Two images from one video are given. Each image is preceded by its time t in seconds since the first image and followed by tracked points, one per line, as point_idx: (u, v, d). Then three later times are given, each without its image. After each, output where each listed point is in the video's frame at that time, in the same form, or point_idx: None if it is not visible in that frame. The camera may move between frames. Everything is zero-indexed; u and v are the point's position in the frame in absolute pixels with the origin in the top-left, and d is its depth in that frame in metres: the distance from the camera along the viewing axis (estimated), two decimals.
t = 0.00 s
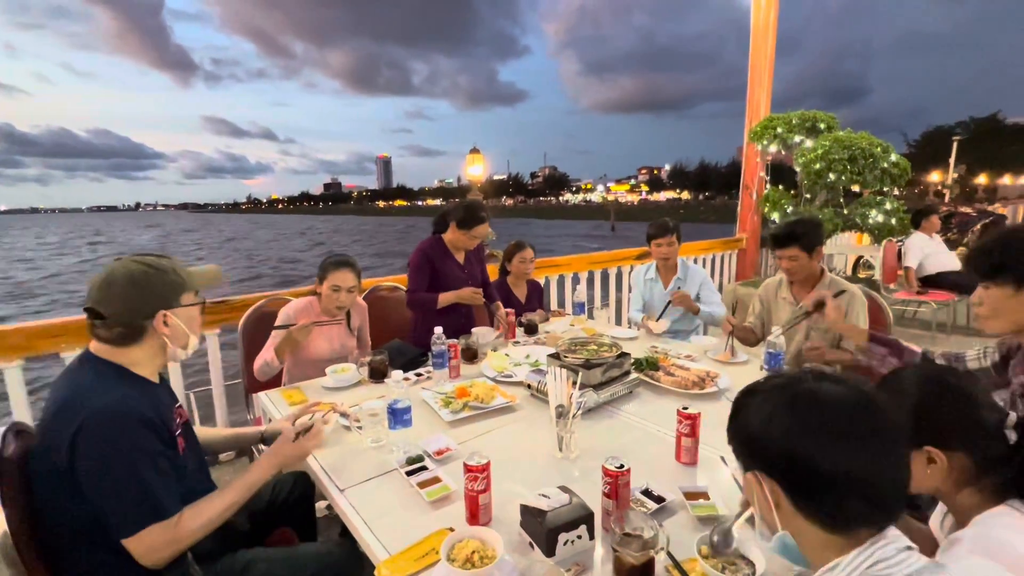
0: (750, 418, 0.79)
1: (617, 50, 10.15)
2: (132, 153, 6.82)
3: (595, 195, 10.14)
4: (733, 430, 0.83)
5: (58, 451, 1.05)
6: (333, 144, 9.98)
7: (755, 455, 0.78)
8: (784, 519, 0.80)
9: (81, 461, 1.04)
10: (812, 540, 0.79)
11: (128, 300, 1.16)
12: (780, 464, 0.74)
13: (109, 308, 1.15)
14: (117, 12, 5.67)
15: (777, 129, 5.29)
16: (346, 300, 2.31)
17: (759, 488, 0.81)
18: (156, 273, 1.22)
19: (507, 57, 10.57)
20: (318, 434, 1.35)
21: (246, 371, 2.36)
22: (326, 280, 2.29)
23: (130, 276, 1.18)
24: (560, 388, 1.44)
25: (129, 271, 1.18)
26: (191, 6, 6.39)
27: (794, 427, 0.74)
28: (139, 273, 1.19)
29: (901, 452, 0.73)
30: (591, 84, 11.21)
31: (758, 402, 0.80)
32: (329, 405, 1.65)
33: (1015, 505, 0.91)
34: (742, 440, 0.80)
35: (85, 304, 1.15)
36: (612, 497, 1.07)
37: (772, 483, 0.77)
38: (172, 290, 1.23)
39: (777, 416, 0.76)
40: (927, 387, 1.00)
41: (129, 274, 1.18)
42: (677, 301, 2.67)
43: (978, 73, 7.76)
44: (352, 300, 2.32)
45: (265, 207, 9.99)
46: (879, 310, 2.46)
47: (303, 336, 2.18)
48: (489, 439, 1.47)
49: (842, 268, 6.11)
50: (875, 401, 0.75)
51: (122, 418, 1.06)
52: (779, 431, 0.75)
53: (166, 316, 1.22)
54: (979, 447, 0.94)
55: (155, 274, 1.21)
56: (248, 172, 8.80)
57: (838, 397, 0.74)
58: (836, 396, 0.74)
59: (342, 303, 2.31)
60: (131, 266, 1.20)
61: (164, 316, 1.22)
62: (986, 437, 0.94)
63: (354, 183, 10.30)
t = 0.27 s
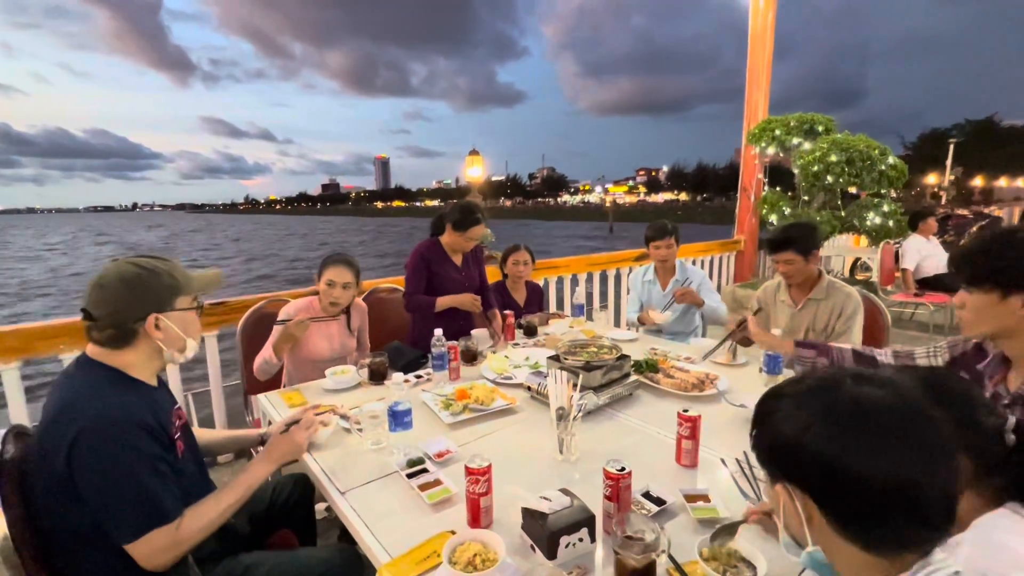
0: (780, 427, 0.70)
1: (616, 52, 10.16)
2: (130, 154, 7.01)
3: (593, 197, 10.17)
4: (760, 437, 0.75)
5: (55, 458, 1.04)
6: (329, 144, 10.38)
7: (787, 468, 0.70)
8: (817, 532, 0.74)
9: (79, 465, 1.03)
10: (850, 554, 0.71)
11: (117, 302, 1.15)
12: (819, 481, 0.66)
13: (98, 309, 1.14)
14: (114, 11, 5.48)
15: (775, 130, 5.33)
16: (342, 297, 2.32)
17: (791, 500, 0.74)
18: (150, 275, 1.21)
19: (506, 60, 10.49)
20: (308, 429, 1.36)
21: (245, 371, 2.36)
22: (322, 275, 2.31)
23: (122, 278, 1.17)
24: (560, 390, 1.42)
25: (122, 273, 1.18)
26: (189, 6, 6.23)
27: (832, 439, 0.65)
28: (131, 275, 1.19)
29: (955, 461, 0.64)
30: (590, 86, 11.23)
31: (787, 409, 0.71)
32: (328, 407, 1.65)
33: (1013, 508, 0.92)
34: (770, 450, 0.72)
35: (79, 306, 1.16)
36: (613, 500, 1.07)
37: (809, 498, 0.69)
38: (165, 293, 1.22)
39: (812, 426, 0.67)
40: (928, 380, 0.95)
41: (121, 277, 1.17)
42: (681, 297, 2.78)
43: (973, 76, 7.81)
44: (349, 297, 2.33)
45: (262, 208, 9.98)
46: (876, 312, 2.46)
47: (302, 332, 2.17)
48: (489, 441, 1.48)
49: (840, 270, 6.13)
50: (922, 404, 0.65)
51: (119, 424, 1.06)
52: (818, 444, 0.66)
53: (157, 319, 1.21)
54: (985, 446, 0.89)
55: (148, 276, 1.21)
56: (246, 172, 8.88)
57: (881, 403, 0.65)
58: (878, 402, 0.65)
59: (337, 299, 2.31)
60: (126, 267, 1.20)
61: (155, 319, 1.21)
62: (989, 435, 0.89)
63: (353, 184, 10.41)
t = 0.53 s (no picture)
0: (795, 432, 0.70)
1: (614, 53, 10.18)
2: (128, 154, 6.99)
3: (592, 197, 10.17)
4: (774, 443, 0.75)
5: (54, 462, 1.04)
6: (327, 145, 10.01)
7: (803, 475, 0.70)
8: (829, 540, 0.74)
9: (79, 468, 1.03)
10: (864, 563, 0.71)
11: (125, 300, 1.16)
12: (835, 488, 0.66)
13: (109, 303, 1.16)
14: (112, 12, 5.63)
15: (774, 133, 5.33)
16: (341, 295, 2.32)
17: (804, 507, 0.74)
18: (166, 281, 1.22)
19: (506, 60, 10.56)
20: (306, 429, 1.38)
21: (244, 371, 2.35)
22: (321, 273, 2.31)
23: (139, 279, 1.20)
24: (561, 392, 1.43)
25: (142, 274, 1.21)
26: (187, 6, 6.26)
27: (851, 445, 0.65)
28: (150, 277, 1.21)
29: (973, 467, 0.65)
30: (588, 87, 11.24)
31: (804, 414, 0.70)
32: (330, 409, 1.65)
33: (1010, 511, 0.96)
34: (785, 456, 0.72)
35: (98, 300, 1.19)
36: (615, 502, 1.07)
37: (824, 505, 0.69)
38: (176, 301, 1.22)
39: (830, 431, 0.67)
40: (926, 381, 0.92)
41: (139, 277, 1.20)
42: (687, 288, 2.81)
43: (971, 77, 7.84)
44: (347, 295, 2.33)
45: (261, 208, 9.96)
46: (870, 309, 2.46)
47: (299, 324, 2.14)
48: (491, 443, 1.48)
49: (838, 271, 6.19)
50: (940, 408, 0.66)
51: (119, 428, 1.06)
52: (837, 451, 0.65)
53: (158, 325, 1.20)
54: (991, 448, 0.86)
55: (164, 282, 1.22)
56: (243, 172, 8.67)
57: (902, 408, 0.65)
58: (896, 408, 0.65)
59: (336, 298, 2.31)
60: (150, 270, 1.23)
61: (156, 324, 1.20)
62: (994, 438, 0.87)
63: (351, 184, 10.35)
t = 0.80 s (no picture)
0: (802, 434, 0.70)
1: (613, 54, 10.21)
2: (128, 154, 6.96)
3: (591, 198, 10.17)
4: (781, 447, 0.74)
5: (56, 463, 1.03)
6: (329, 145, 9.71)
7: (811, 478, 0.70)
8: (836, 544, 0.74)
9: (82, 471, 1.02)
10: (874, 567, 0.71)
11: (134, 301, 1.16)
12: (843, 491, 0.66)
13: (119, 305, 1.17)
14: (110, 10, 5.71)
15: (774, 134, 5.32)
16: (341, 295, 2.31)
17: (812, 511, 0.73)
18: (176, 285, 1.22)
19: (504, 60, 10.59)
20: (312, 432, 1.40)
21: (244, 372, 2.35)
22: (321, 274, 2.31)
23: (151, 281, 1.20)
24: (564, 395, 1.40)
25: (153, 277, 1.21)
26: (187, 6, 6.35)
27: (860, 448, 0.64)
28: (161, 280, 1.21)
29: (984, 471, 0.64)
30: (587, 88, 11.26)
31: (811, 416, 0.70)
32: (331, 411, 1.64)
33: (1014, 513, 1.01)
34: (791, 459, 0.72)
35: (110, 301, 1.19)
36: (619, 505, 1.06)
37: (830, 507, 0.69)
38: (184, 305, 1.22)
39: (838, 434, 0.66)
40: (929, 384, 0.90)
41: (151, 279, 1.20)
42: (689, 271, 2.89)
43: (969, 78, 7.87)
44: (347, 296, 2.32)
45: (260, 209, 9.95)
46: (868, 309, 2.46)
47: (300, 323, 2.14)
48: (493, 445, 1.47)
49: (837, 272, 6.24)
50: (949, 411, 0.65)
51: (122, 430, 1.05)
52: (845, 456, 0.65)
53: (165, 328, 1.20)
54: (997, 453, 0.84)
55: (174, 285, 1.22)
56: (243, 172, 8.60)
57: (910, 411, 0.64)
58: (905, 411, 0.65)
59: (336, 298, 2.30)
60: (161, 273, 1.24)
61: (163, 327, 1.20)
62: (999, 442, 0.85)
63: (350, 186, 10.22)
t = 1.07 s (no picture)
0: (814, 439, 0.69)
1: (613, 55, 10.21)
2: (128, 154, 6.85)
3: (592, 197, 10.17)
4: (792, 450, 0.74)
5: (60, 463, 1.02)
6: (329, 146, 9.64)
7: (820, 482, 0.69)
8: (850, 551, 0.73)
9: (83, 473, 1.01)
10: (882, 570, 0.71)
11: (148, 302, 1.16)
12: (856, 496, 0.66)
13: (134, 303, 1.16)
14: (110, 11, 5.80)
15: (775, 134, 5.32)
16: (342, 297, 2.30)
17: (822, 516, 0.73)
18: (192, 290, 1.22)
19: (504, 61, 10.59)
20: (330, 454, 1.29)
21: (247, 375, 2.34)
22: (322, 276, 2.30)
23: (167, 283, 1.20)
24: (567, 396, 1.42)
25: (171, 280, 1.21)
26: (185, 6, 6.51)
27: (874, 454, 0.63)
28: (180, 283, 1.21)
29: (997, 475, 0.64)
30: (587, 88, 11.25)
31: (823, 421, 0.69)
32: (333, 413, 1.63)
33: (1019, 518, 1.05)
34: (802, 462, 0.71)
35: (125, 299, 1.19)
36: (625, 508, 1.06)
37: (843, 512, 0.68)
38: (197, 310, 1.22)
39: (850, 439, 0.66)
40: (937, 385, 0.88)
41: (168, 282, 1.20)
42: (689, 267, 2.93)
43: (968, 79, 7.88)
44: (349, 297, 2.31)
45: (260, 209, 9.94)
46: (871, 309, 2.45)
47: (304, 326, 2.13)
48: (497, 446, 1.47)
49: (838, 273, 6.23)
50: (966, 415, 0.64)
51: (126, 432, 1.04)
52: (858, 460, 0.64)
53: (175, 331, 1.19)
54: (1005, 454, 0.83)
55: (190, 290, 1.22)
56: (244, 173, 8.60)
57: (925, 415, 0.64)
58: (921, 416, 0.64)
59: (337, 300, 2.30)
60: (179, 276, 1.24)
61: (173, 331, 1.19)
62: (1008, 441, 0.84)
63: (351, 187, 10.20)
